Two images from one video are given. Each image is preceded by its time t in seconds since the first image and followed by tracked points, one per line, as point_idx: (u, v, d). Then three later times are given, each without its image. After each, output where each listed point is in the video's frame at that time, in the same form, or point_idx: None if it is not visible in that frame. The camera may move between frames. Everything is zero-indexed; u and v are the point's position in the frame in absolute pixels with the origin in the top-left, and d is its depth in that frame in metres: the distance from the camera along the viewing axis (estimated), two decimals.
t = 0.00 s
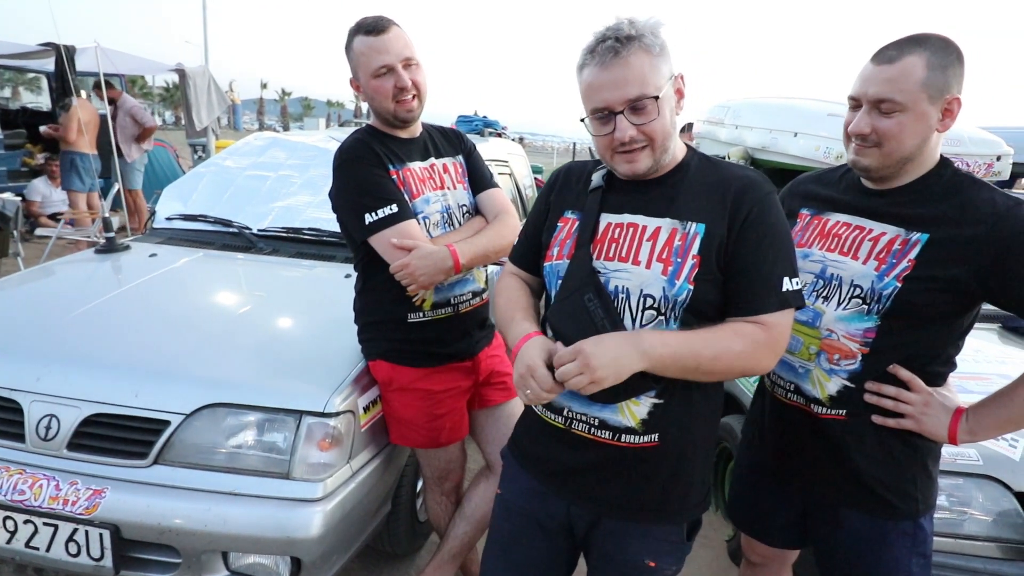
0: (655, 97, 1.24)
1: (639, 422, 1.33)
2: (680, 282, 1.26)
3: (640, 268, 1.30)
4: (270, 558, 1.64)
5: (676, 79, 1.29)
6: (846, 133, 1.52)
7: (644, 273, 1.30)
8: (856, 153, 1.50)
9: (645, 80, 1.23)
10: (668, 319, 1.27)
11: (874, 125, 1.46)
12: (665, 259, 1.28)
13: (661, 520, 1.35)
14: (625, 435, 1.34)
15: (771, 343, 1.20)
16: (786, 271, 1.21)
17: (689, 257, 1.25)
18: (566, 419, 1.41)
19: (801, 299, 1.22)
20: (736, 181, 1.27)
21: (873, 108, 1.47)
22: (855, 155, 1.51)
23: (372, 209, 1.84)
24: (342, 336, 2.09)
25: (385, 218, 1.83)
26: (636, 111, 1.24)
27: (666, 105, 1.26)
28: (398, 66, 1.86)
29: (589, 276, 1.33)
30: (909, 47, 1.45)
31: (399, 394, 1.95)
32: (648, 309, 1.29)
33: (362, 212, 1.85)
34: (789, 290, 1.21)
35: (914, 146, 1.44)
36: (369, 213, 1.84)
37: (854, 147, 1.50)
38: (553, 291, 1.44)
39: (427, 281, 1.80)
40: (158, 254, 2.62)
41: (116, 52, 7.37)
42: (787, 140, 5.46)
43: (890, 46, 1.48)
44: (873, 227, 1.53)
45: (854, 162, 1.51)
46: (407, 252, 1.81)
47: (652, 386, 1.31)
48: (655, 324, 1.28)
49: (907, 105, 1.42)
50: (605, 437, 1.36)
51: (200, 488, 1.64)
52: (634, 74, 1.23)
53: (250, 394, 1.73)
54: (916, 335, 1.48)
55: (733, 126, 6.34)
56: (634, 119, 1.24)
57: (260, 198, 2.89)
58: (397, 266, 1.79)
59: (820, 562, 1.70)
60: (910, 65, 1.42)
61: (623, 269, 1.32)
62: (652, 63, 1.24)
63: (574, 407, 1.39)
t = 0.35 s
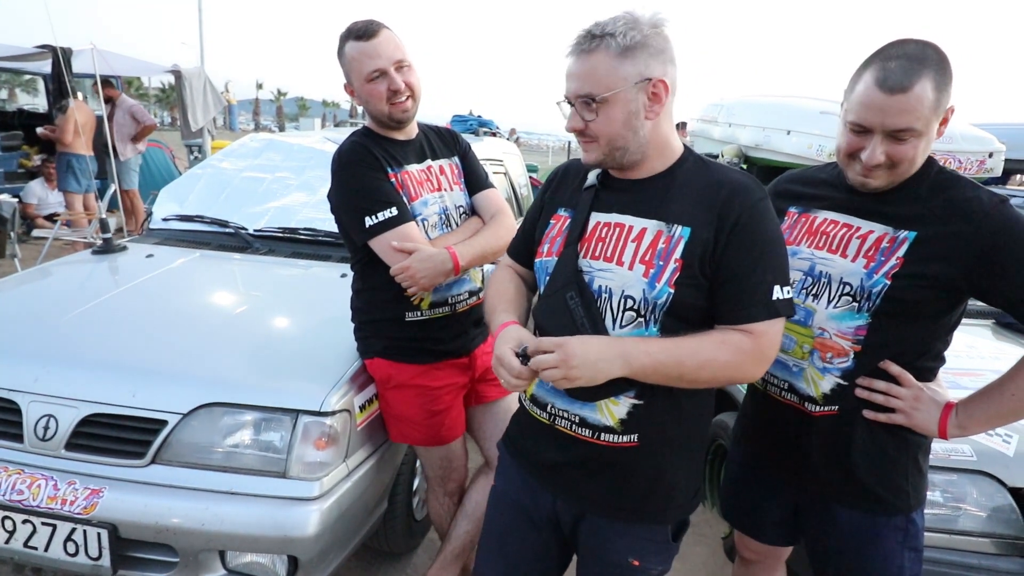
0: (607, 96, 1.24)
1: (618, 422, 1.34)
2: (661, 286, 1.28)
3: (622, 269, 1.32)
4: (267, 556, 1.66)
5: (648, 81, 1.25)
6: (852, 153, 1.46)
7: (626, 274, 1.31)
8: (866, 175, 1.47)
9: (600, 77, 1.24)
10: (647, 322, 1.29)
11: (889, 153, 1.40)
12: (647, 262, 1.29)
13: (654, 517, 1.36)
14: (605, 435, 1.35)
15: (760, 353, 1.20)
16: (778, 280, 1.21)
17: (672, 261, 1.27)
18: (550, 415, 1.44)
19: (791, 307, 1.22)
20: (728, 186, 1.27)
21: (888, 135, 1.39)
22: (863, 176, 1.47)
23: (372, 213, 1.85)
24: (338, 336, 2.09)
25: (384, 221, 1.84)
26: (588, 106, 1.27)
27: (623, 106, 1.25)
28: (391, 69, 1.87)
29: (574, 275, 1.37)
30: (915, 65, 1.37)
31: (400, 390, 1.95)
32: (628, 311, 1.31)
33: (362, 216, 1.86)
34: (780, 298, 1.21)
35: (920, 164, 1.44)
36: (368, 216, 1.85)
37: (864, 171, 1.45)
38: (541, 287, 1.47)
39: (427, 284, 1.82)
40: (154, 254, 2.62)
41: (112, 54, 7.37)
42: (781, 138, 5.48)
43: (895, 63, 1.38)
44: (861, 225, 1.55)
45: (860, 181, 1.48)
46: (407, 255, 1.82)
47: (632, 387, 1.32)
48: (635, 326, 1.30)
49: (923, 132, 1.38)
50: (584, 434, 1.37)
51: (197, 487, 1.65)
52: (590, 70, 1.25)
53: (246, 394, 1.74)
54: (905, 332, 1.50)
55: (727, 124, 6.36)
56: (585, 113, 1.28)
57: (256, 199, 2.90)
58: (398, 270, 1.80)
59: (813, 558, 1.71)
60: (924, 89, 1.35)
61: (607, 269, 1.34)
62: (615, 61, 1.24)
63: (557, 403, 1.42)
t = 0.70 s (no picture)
0: (593, 98, 1.33)
1: (594, 419, 1.38)
2: (637, 289, 1.32)
3: (608, 269, 1.37)
4: (271, 556, 1.67)
5: (627, 91, 1.28)
6: (853, 166, 1.46)
7: (610, 274, 1.37)
8: (867, 188, 1.47)
9: (591, 81, 1.33)
10: (624, 322, 1.33)
11: (890, 167, 1.41)
12: (630, 264, 1.33)
13: (655, 515, 1.37)
14: (582, 430, 1.40)
15: (727, 371, 1.16)
16: (761, 298, 1.17)
17: (650, 267, 1.30)
18: (539, 403, 1.52)
19: (775, 330, 1.17)
20: (729, 195, 1.25)
21: (888, 150, 1.40)
22: (864, 189, 1.48)
23: (376, 216, 1.86)
24: (340, 336, 2.11)
25: (388, 224, 1.85)
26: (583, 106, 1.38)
27: (604, 110, 1.32)
28: (396, 72, 1.88)
29: (568, 267, 1.45)
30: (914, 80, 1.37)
31: (404, 389, 1.97)
32: (607, 310, 1.36)
33: (365, 219, 1.87)
34: (762, 318, 1.16)
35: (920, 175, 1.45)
36: (372, 220, 1.86)
37: (865, 184, 1.46)
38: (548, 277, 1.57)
39: (429, 287, 1.83)
40: (157, 256, 2.64)
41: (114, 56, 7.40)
42: (781, 137, 5.49)
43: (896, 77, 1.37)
44: (864, 226, 1.55)
45: (861, 192, 1.49)
46: (410, 258, 1.83)
47: (609, 387, 1.35)
48: (613, 326, 1.35)
49: (923, 146, 1.38)
50: (565, 426, 1.43)
51: (201, 487, 1.66)
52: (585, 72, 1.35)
53: (249, 394, 1.75)
54: (906, 331, 1.51)
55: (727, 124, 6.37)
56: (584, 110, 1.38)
57: (258, 201, 2.92)
58: (400, 273, 1.82)
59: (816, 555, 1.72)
60: (925, 104, 1.35)
61: (597, 267, 1.40)
62: (603, 66, 1.31)
63: (545, 392, 1.50)
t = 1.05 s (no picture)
0: (686, 91, 1.28)
1: (609, 422, 1.40)
2: (654, 295, 1.34)
3: (625, 272, 1.41)
4: (274, 556, 1.68)
5: (712, 80, 1.33)
6: (855, 160, 1.48)
7: (626, 277, 1.40)
8: (870, 183, 1.48)
9: (682, 72, 1.28)
10: (641, 328, 1.37)
11: (891, 163, 1.42)
12: (647, 269, 1.36)
13: (658, 514, 1.39)
14: (597, 433, 1.42)
15: (751, 380, 1.19)
16: (786, 310, 1.19)
17: (668, 273, 1.32)
18: (553, 404, 1.55)
19: (800, 341, 1.20)
20: (751, 205, 1.26)
21: (890, 146, 1.41)
22: (866, 184, 1.49)
23: (377, 210, 1.86)
24: (341, 339, 2.12)
25: (389, 219, 1.86)
26: (666, 103, 1.28)
27: (698, 102, 1.30)
28: (403, 70, 1.90)
29: (586, 270, 1.50)
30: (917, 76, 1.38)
31: (403, 391, 1.98)
32: (625, 315, 1.40)
33: (367, 215, 1.87)
34: (786, 329, 1.19)
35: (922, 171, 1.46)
36: (374, 215, 1.87)
37: (867, 179, 1.48)
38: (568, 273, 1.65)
39: (433, 280, 1.83)
40: (157, 259, 2.65)
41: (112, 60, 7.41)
42: (779, 138, 5.51)
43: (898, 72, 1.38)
44: (865, 227, 1.56)
45: (862, 187, 1.51)
46: (413, 252, 1.83)
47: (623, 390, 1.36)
48: (629, 330, 1.38)
49: (924, 143, 1.39)
50: (579, 428, 1.46)
51: (203, 488, 1.67)
52: (670, 64, 1.27)
53: (252, 396, 1.76)
54: (908, 331, 1.52)
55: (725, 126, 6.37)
56: (662, 111, 1.28)
57: (258, 206, 2.93)
58: (403, 267, 1.81)
59: (817, 554, 1.74)
60: (926, 100, 1.36)
61: (614, 270, 1.44)
62: (689, 58, 1.29)
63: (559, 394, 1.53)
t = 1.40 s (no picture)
0: (722, 87, 1.30)
1: (643, 424, 1.44)
2: (691, 301, 1.35)
3: (660, 278, 1.42)
4: (281, 558, 1.68)
5: (744, 82, 1.36)
6: (862, 152, 1.48)
7: (662, 284, 1.41)
8: (877, 176, 1.48)
9: (718, 70, 1.30)
10: (676, 334, 1.37)
11: (897, 155, 1.42)
12: (683, 275, 1.37)
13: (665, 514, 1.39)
14: (631, 434, 1.47)
15: (820, 381, 1.14)
16: (839, 307, 1.18)
17: (705, 279, 1.33)
18: (587, 405, 1.60)
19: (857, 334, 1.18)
20: (786, 209, 1.27)
21: (895, 138, 1.40)
22: (872, 177, 1.49)
23: (378, 212, 1.87)
24: (347, 340, 2.12)
25: (390, 220, 1.86)
26: (702, 99, 1.30)
27: (732, 100, 1.32)
28: (406, 71, 1.90)
29: (619, 276, 1.51)
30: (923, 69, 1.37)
31: (408, 392, 1.98)
32: (660, 321, 1.40)
33: (368, 216, 1.88)
34: (845, 326, 1.17)
35: (931, 165, 1.45)
36: (374, 216, 1.87)
37: (873, 172, 1.48)
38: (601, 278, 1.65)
39: (434, 281, 1.83)
40: (164, 262, 2.66)
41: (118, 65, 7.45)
42: (784, 137, 5.49)
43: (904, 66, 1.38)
44: (873, 224, 1.56)
45: (869, 181, 1.51)
46: (413, 253, 1.84)
47: (657, 394, 1.41)
48: (664, 336, 1.39)
49: (930, 136, 1.38)
50: (614, 429, 1.51)
51: (211, 490, 1.67)
52: (706, 61, 1.30)
53: (259, 398, 1.77)
54: (917, 330, 1.51)
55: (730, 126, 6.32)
56: (698, 106, 1.30)
57: (264, 209, 2.94)
58: (403, 268, 1.82)
59: (825, 554, 1.73)
60: (931, 92, 1.35)
61: (649, 276, 1.45)
62: (724, 57, 1.32)
63: (594, 395, 1.57)
